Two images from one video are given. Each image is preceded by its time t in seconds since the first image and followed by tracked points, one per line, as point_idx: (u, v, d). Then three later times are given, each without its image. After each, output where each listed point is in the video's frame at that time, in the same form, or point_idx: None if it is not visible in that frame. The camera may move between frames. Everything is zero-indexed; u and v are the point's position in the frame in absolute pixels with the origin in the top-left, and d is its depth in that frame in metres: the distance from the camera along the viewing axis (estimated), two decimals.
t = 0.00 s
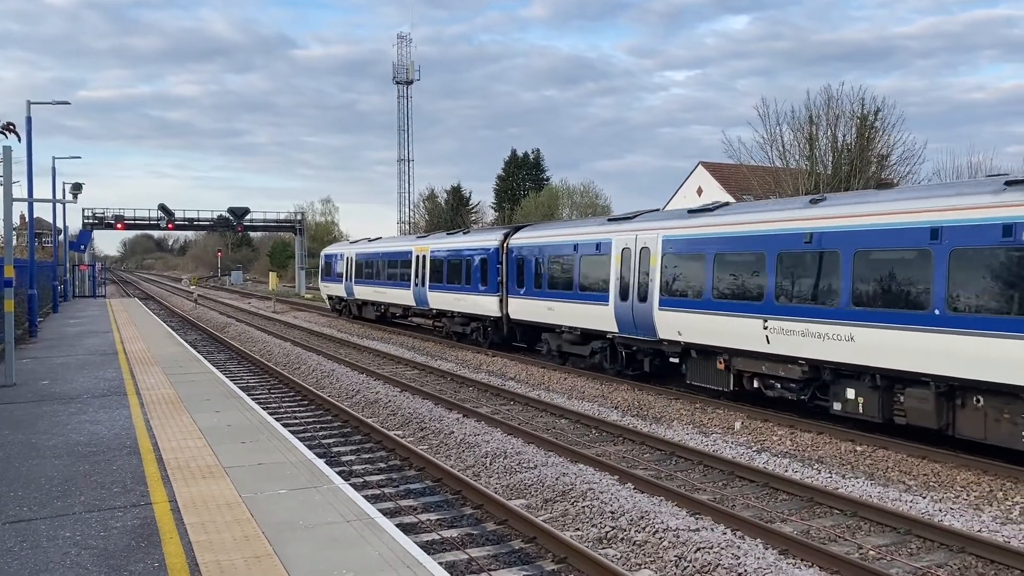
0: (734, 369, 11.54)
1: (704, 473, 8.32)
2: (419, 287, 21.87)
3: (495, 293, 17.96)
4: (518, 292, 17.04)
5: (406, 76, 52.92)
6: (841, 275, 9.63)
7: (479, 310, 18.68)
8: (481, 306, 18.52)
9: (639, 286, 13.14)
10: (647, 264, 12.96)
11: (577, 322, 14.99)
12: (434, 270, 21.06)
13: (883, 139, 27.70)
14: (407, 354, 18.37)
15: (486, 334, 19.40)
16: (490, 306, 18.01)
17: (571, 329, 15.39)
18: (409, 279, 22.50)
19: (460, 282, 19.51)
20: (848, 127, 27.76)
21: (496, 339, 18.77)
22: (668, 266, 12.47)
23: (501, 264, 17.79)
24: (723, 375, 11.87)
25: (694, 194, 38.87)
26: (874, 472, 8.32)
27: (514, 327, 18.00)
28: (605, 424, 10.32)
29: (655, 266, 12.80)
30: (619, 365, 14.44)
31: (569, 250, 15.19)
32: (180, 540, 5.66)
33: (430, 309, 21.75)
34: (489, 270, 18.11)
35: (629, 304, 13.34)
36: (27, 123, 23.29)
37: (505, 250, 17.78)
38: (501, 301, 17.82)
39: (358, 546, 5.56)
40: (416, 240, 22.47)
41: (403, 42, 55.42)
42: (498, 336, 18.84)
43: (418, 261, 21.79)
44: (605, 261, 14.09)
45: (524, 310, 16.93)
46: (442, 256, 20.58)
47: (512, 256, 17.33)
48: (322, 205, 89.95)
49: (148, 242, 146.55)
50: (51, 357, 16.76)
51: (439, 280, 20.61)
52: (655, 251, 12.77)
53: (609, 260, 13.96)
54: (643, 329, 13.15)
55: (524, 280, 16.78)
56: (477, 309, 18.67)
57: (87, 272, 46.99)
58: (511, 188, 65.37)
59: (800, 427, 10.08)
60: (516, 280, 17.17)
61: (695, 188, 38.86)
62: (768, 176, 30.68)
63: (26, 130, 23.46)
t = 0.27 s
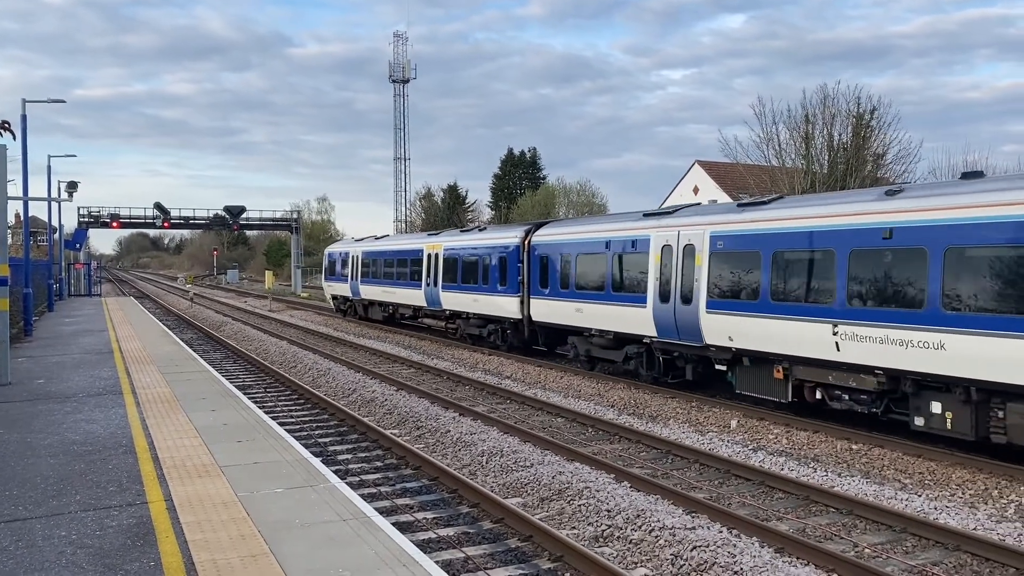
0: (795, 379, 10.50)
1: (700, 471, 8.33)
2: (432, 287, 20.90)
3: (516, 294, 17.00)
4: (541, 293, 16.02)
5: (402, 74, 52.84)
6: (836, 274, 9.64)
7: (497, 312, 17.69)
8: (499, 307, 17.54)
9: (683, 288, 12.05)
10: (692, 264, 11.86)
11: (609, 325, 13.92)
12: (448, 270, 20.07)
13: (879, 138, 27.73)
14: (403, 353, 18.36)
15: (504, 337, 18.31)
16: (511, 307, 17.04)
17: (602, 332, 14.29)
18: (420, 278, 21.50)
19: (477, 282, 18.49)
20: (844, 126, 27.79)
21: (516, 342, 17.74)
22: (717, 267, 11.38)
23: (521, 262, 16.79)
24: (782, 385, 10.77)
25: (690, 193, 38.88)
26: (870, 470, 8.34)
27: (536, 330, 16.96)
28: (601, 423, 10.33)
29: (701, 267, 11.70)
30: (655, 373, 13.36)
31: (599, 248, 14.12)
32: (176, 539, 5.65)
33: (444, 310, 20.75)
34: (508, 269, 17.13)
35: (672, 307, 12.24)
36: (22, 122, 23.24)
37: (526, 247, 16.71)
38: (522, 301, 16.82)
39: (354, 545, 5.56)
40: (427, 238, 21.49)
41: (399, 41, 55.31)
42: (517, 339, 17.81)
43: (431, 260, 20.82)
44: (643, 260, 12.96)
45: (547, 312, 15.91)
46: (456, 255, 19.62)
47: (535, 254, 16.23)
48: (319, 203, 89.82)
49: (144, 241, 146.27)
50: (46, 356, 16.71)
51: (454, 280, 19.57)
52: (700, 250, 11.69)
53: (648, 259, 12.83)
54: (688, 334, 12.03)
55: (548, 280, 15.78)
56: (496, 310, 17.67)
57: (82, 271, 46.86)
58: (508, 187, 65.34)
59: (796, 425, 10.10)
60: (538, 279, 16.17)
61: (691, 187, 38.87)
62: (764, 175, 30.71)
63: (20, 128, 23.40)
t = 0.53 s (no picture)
0: (864, 389, 9.50)
1: (696, 470, 8.34)
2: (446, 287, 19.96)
3: (538, 294, 16.09)
4: (568, 294, 15.14)
5: (398, 73, 52.79)
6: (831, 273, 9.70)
7: (518, 313, 16.78)
8: (521, 308, 16.64)
9: (733, 288, 11.11)
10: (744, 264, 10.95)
11: (645, 328, 13.02)
12: (463, 269, 19.14)
13: (875, 137, 27.77)
14: (399, 351, 18.34)
15: (526, 339, 17.47)
16: (533, 308, 16.14)
17: (637, 336, 13.40)
18: (433, 277, 20.55)
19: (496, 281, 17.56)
20: (839, 125, 27.84)
21: (539, 345, 16.91)
22: (775, 267, 10.48)
23: (545, 262, 15.90)
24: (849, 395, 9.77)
25: (686, 192, 38.92)
26: (865, 469, 8.36)
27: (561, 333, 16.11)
28: (597, 421, 10.34)
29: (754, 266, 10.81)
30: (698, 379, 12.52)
31: (635, 246, 13.25)
32: (171, 539, 5.65)
33: (459, 311, 19.82)
34: (530, 268, 16.23)
35: (721, 309, 11.31)
36: (17, 120, 23.19)
37: (552, 245, 15.81)
38: (546, 302, 15.94)
39: (350, 544, 5.56)
40: (440, 235, 20.54)
41: (395, 39, 55.19)
42: (539, 342, 16.96)
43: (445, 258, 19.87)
44: (687, 259, 12.04)
45: (575, 314, 15.05)
46: (472, 253, 18.70)
47: (562, 253, 15.35)
48: (315, 202, 89.69)
49: (139, 240, 145.99)
50: (41, 355, 16.67)
51: (470, 280, 18.68)
52: (755, 247, 10.78)
53: (692, 258, 11.92)
54: (739, 339, 11.08)
55: (575, 280, 14.88)
56: (517, 312, 16.77)
57: (78, 269, 46.73)
58: (504, 186, 65.33)
59: (791, 424, 10.11)
60: (565, 280, 15.30)
61: (687, 186, 38.90)
62: (760, 174, 30.75)
63: (15, 127, 23.35)
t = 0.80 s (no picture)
0: (949, 403, 8.48)
1: (691, 468, 8.35)
2: (459, 287, 18.91)
3: (563, 295, 14.95)
4: (595, 296, 14.00)
5: (393, 71, 52.72)
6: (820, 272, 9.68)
7: (540, 315, 15.66)
8: (544, 310, 15.54)
9: (793, 289, 10.05)
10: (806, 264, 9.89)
11: (685, 333, 11.90)
12: (478, 267, 18.04)
13: (869, 136, 27.83)
14: (395, 350, 18.33)
15: (547, 343, 16.30)
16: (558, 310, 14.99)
17: (677, 341, 12.23)
18: (445, 276, 19.48)
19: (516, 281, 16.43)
20: (834, 123, 27.88)
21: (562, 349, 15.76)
22: (843, 269, 9.41)
23: (569, 260, 14.78)
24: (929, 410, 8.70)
25: (681, 190, 38.94)
26: (859, 467, 8.39)
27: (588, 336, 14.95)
28: (592, 420, 10.35)
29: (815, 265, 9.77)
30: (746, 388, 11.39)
31: (676, 242, 12.10)
32: (165, 538, 5.63)
33: (474, 312, 18.67)
34: (554, 267, 15.11)
35: (778, 313, 10.24)
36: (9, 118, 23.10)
37: (578, 243, 14.68)
38: (571, 304, 14.81)
39: (344, 543, 5.55)
40: (452, 232, 19.46)
41: (390, 37, 55.05)
42: (563, 346, 15.76)
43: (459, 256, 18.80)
44: (736, 257, 10.94)
45: (602, 317, 13.90)
46: (489, 251, 17.58)
47: (588, 251, 14.23)
48: (310, 201, 89.53)
49: (133, 238, 145.58)
50: (35, 354, 16.61)
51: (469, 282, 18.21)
52: (817, 244, 9.72)
53: (743, 256, 10.82)
54: (801, 346, 10.02)
55: (605, 280, 13.73)
56: (540, 313, 15.63)
57: (72, 268, 46.56)
58: (499, 184, 65.30)
59: (785, 422, 10.14)
60: (593, 280, 14.11)
61: (682, 184, 38.93)
62: (755, 173, 30.79)
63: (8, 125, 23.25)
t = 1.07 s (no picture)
0: None
1: (684, 466, 8.38)
2: (473, 287, 17.90)
3: (589, 296, 13.96)
4: (628, 297, 12.98)
5: (387, 70, 52.65)
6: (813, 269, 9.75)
7: (564, 318, 14.68)
8: (568, 312, 14.56)
9: (864, 291, 9.10)
10: (876, 259, 8.97)
11: (679, 331, 11.95)
12: (495, 266, 17.00)
13: (862, 134, 27.92)
14: (389, 349, 18.32)
15: (570, 347, 15.33)
16: (584, 312, 14.00)
17: (723, 347, 11.26)
18: (459, 275, 18.50)
19: (537, 280, 15.44)
20: (827, 122, 27.95)
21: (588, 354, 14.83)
22: (923, 268, 8.47)
23: (598, 258, 13.77)
24: None
25: (675, 189, 38.98)
26: (852, 465, 8.42)
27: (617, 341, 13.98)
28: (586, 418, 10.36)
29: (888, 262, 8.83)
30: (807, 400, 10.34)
31: (723, 239, 11.09)
32: (159, 537, 5.62)
33: (490, 313, 17.64)
34: (581, 267, 14.09)
35: (846, 316, 9.29)
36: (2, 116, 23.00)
37: (606, 240, 13.68)
38: (599, 305, 13.80)
39: (338, 542, 5.55)
40: (466, 229, 18.43)
41: (384, 35, 54.94)
42: (589, 350, 14.83)
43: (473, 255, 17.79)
44: (758, 254, 10.56)
45: (636, 319, 12.88)
46: (508, 248, 16.54)
47: (618, 250, 13.26)
48: (303, 199, 89.35)
49: (126, 237, 145.13)
50: (27, 353, 16.55)
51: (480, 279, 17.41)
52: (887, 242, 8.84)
53: (766, 252, 10.43)
54: (873, 355, 9.07)
55: (640, 280, 12.71)
56: (565, 315, 14.63)
57: (64, 267, 46.37)
58: (493, 183, 65.28)
59: (779, 420, 10.17)
60: (623, 280, 13.15)
61: (676, 183, 38.97)
62: (749, 171, 30.84)
63: None
